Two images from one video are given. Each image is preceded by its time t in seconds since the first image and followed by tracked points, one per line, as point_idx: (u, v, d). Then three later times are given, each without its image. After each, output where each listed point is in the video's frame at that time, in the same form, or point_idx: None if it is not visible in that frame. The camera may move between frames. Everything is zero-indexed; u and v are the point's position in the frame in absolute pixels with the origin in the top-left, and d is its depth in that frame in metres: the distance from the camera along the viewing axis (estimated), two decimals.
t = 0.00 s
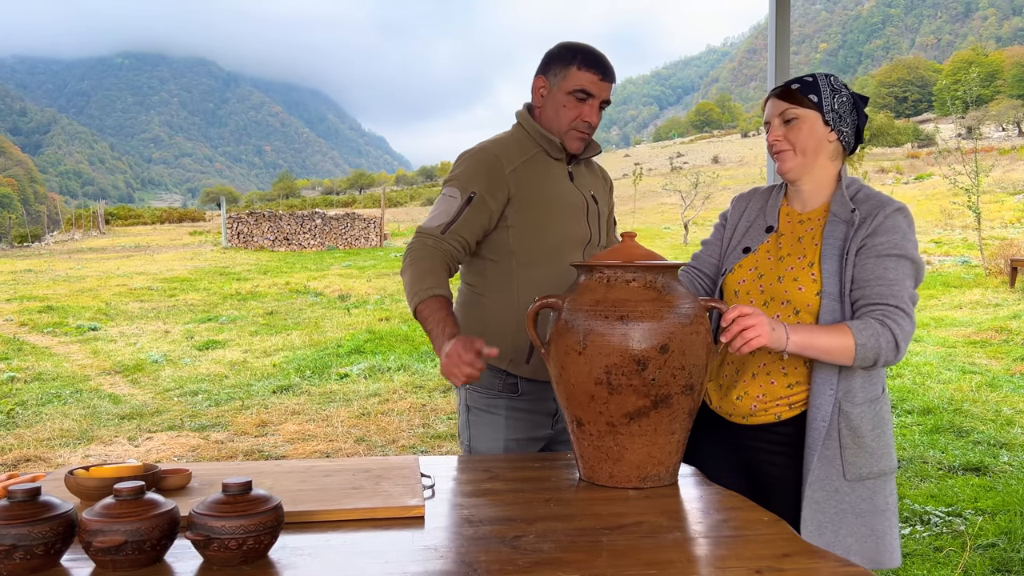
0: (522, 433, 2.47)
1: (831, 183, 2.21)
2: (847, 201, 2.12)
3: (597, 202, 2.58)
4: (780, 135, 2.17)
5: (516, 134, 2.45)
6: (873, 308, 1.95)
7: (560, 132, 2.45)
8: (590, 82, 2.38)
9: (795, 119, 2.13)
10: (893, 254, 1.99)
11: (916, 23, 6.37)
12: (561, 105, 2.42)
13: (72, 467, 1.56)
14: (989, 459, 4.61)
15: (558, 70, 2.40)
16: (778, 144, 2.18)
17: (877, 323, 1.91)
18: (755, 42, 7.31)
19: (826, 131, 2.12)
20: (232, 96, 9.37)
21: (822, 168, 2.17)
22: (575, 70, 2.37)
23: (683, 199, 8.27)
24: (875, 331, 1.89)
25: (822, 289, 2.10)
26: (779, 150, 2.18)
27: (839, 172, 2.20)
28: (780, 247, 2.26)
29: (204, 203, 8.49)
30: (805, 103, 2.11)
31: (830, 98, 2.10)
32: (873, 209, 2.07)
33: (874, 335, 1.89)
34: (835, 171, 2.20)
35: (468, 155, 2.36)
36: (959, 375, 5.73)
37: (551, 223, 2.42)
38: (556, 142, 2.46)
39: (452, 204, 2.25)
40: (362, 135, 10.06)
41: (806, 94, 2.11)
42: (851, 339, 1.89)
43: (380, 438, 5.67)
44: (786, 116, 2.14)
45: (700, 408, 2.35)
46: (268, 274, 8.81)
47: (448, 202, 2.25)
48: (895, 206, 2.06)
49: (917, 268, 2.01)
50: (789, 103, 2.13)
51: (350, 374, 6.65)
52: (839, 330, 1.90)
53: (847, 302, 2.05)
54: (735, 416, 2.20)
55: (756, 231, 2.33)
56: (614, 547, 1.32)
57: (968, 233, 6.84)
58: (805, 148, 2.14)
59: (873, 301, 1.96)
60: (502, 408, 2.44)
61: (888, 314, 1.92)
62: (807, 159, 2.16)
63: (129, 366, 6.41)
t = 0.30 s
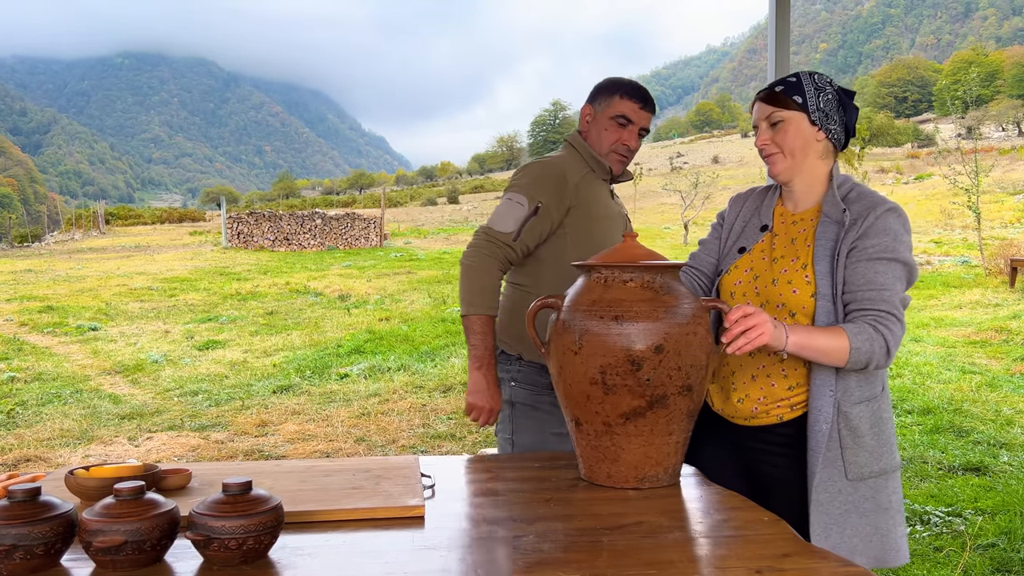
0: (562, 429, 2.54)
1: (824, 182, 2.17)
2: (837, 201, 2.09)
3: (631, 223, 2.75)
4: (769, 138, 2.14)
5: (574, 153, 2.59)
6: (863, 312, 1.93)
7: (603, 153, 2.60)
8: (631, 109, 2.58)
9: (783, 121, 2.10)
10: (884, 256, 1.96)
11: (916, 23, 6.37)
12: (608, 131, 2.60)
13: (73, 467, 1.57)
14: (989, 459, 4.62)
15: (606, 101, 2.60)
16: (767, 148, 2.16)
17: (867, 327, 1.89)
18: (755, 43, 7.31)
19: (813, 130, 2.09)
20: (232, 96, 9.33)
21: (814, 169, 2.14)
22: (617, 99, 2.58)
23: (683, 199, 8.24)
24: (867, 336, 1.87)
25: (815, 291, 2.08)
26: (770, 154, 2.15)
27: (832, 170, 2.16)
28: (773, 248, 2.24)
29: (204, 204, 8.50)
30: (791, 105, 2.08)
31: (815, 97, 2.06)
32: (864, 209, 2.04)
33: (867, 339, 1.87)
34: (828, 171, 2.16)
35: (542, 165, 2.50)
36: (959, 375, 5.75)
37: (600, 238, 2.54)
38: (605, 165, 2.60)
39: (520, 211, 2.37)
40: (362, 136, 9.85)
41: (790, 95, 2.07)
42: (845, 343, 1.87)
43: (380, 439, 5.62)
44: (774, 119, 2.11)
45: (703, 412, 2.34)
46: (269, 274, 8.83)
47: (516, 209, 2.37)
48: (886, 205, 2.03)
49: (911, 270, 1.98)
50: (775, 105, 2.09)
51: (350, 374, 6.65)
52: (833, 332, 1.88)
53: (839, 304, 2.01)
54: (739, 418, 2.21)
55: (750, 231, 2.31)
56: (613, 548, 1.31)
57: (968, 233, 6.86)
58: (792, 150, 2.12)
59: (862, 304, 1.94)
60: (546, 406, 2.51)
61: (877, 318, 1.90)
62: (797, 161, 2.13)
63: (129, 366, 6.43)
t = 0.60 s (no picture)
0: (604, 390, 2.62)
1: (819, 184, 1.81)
2: (831, 200, 1.73)
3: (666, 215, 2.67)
4: (759, 143, 1.78)
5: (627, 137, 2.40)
6: (861, 304, 1.57)
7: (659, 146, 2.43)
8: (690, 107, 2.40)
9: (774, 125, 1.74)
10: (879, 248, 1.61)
11: (916, 23, 6.55)
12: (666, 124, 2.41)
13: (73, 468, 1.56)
14: (989, 459, 4.62)
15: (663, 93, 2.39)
16: (759, 151, 1.80)
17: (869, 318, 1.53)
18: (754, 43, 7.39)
19: (803, 132, 1.74)
20: (232, 96, 9.96)
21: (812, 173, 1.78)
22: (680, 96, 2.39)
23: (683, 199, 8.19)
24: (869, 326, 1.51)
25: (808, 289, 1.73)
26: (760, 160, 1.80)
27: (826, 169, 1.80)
28: (767, 250, 1.87)
29: (203, 204, 8.73)
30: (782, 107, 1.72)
31: (805, 98, 1.71)
32: (857, 205, 1.69)
33: (871, 328, 1.51)
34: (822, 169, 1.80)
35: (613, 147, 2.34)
36: (959, 375, 5.78)
37: (651, 222, 2.43)
38: (658, 152, 2.42)
39: (593, 196, 2.28)
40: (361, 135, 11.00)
41: (779, 96, 1.71)
42: (848, 334, 1.50)
43: (380, 438, 5.53)
44: (763, 121, 1.75)
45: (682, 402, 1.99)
46: (269, 274, 8.46)
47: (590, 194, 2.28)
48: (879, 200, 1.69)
49: (907, 263, 1.63)
50: (766, 107, 1.73)
51: (352, 374, 6.67)
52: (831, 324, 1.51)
53: (836, 300, 1.68)
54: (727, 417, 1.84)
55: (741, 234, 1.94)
56: (612, 548, 1.27)
57: (968, 233, 6.93)
58: (785, 152, 1.76)
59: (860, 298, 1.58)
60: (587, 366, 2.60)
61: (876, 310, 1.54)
62: (790, 164, 1.77)
63: (129, 366, 6.44)
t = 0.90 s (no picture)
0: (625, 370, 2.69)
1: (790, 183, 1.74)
2: (804, 199, 1.67)
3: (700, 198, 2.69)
4: (727, 144, 1.72)
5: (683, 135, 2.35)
6: (859, 305, 1.52)
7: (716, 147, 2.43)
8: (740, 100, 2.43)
9: (745, 126, 1.67)
10: (865, 247, 1.57)
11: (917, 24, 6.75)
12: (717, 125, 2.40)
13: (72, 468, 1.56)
14: (989, 459, 4.62)
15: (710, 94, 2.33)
16: (726, 154, 1.73)
17: (869, 317, 1.47)
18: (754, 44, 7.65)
19: (771, 136, 1.67)
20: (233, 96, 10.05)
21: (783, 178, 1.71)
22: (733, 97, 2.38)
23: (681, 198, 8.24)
24: (880, 327, 1.45)
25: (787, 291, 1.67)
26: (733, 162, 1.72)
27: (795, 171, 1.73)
28: (742, 256, 1.77)
29: (204, 203, 8.76)
30: (754, 108, 1.64)
31: (776, 98, 1.64)
32: (832, 205, 1.64)
33: (876, 329, 1.46)
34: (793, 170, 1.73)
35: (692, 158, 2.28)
36: (959, 375, 5.78)
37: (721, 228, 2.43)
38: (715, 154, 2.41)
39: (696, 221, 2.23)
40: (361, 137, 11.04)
41: (747, 97, 1.65)
42: (859, 339, 1.43)
43: (380, 438, 5.52)
44: (734, 123, 1.68)
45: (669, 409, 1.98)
46: (269, 273, 8.36)
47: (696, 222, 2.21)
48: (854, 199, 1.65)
49: (892, 258, 1.59)
50: (736, 109, 1.66)
51: (353, 373, 6.68)
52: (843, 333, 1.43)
53: (820, 301, 1.62)
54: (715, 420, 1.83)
55: (713, 242, 1.83)
56: (611, 549, 1.26)
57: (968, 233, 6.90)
58: (754, 155, 1.69)
59: (858, 300, 1.53)
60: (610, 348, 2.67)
61: (879, 307, 1.48)
62: (759, 168, 1.71)
63: (129, 366, 6.45)
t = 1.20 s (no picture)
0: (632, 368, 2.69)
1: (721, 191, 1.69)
2: (736, 204, 1.64)
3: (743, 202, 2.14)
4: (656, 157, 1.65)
5: (807, 147, 1.91)
6: (807, 302, 1.50)
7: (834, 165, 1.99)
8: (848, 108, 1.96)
9: (678, 140, 1.60)
10: (802, 243, 1.56)
11: (916, 23, 6.85)
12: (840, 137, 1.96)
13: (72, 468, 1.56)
14: (989, 459, 4.62)
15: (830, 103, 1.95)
16: (656, 166, 1.67)
17: (819, 314, 1.45)
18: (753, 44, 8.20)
19: (700, 148, 1.61)
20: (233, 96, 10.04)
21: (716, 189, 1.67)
22: (851, 100, 1.96)
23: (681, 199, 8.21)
24: (823, 321, 1.44)
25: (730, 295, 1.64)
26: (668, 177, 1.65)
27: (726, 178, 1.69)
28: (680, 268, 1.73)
29: (204, 204, 8.80)
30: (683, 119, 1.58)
31: (702, 108, 1.59)
32: (764, 207, 1.61)
33: (825, 325, 1.44)
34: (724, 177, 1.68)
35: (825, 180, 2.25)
36: (959, 375, 5.79)
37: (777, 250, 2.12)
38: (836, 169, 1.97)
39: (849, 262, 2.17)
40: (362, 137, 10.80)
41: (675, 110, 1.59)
42: (809, 339, 1.42)
43: (380, 438, 5.53)
44: (666, 138, 1.61)
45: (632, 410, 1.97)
46: (268, 273, 8.25)
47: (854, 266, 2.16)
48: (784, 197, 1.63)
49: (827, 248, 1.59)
50: (667, 123, 1.60)
51: (353, 373, 6.67)
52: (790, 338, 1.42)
53: (767, 298, 1.60)
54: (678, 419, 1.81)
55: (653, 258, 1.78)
56: (611, 549, 1.26)
57: (968, 233, 6.88)
58: (684, 166, 1.62)
59: (805, 298, 1.51)
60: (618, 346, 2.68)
61: (829, 301, 1.47)
62: (692, 180, 1.64)
63: (129, 366, 6.44)
